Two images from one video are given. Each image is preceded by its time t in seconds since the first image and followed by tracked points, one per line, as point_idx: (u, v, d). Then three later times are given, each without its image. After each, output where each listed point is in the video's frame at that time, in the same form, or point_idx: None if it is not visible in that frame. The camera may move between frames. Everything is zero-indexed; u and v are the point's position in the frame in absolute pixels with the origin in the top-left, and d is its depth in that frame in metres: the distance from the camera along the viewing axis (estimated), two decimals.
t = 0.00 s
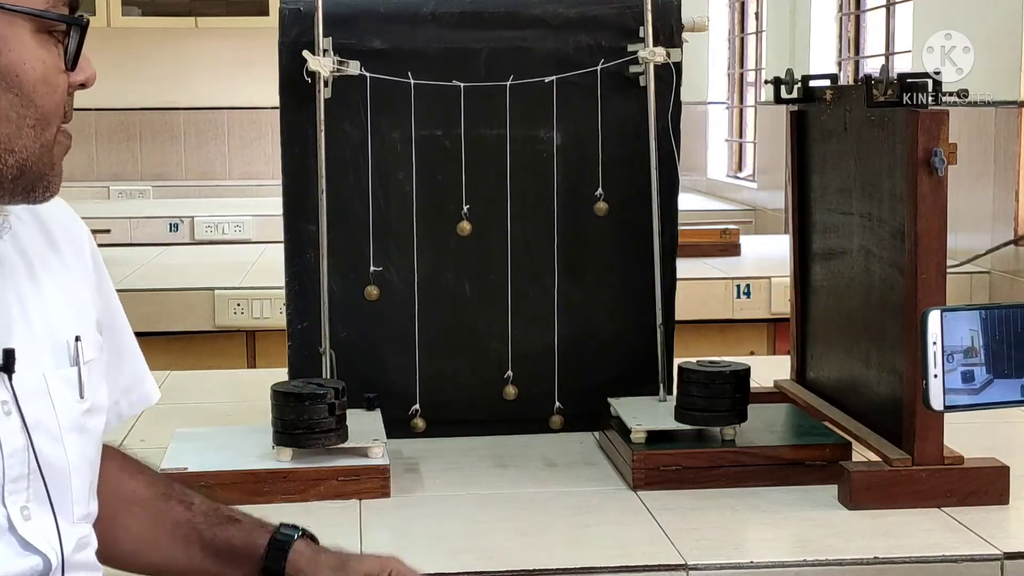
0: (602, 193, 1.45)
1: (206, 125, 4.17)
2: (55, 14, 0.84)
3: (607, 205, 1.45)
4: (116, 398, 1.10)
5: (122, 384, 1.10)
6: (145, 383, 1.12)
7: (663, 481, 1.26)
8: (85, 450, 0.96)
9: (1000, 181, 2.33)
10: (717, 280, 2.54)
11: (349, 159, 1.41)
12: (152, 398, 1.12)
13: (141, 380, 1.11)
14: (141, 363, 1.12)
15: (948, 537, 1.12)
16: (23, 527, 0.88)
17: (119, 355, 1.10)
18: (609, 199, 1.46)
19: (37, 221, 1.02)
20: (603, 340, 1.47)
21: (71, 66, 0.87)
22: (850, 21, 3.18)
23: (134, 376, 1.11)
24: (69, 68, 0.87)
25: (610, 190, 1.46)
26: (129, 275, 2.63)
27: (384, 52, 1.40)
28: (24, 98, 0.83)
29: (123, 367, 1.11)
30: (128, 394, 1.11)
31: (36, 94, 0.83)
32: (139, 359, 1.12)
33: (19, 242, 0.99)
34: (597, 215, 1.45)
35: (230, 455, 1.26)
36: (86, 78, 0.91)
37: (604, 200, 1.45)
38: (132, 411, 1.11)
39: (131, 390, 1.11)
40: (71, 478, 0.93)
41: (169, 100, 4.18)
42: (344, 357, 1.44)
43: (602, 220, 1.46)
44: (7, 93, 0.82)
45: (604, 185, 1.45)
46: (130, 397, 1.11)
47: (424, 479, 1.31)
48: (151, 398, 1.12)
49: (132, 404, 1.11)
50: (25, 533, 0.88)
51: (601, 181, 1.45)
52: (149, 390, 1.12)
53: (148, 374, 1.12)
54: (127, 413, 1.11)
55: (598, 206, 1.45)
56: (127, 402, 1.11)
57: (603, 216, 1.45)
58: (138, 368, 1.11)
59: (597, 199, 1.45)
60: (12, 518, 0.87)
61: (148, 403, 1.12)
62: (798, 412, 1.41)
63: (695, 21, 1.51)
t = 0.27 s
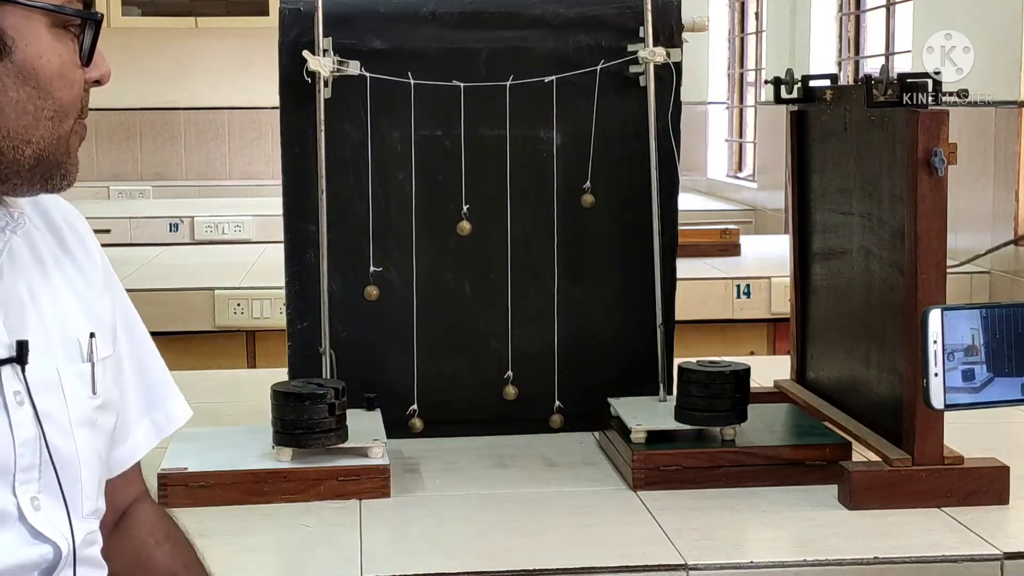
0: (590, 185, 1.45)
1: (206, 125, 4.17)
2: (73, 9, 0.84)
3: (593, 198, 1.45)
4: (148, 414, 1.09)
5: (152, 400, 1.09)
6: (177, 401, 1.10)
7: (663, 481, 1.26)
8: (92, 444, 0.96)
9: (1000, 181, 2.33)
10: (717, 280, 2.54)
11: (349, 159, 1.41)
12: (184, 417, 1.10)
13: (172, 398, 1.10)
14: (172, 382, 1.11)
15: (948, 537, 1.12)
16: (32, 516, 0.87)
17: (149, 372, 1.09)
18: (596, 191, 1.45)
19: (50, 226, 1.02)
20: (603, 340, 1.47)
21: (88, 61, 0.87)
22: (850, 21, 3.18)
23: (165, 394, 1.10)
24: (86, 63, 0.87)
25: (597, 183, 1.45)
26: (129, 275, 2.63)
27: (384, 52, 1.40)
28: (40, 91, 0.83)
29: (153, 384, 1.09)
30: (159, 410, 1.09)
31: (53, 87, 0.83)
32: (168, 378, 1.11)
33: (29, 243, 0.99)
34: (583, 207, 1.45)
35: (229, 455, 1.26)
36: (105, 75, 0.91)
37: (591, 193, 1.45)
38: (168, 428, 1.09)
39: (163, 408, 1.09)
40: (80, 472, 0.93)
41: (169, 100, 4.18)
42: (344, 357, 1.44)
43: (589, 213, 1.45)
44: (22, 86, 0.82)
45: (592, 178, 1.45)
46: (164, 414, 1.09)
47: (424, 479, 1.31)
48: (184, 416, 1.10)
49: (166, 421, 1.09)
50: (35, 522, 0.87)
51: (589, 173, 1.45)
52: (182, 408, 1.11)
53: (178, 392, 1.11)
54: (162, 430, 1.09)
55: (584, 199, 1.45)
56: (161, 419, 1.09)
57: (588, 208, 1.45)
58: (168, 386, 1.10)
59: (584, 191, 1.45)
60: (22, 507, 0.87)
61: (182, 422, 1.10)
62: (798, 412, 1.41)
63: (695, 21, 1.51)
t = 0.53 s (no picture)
0: (608, 191, 1.45)
1: (206, 125, 4.17)
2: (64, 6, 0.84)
3: (613, 204, 1.45)
4: (154, 408, 1.09)
5: (154, 393, 1.09)
6: (176, 393, 1.11)
7: (663, 481, 1.26)
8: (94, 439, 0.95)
9: (999, 181, 2.33)
10: (717, 280, 2.54)
11: (349, 159, 1.41)
12: (187, 408, 1.11)
13: (171, 390, 1.11)
14: (166, 375, 1.12)
15: (948, 537, 1.12)
16: (29, 508, 0.88)
17: (144, 366, 1.10)
18: (615, 197, 1.46)
19: (48, 225, 1.01)
20: (602, 340, 1.47)
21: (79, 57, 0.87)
22: (850, 21, 3.18)
23: (163, 387, 1.10)
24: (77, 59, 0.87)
25: (614, 188, 1.46)
26: (129, 275, 2.63)
27: (384, 52, 1.40)
28: (29, 85, 0.83)
29: (151, 378, 1.10)
30: (162, 403, 1.09)
31: (43, 80, 0.83)
32: (161, 371, 1.12)
33: (27, 243, 0.98)
34: (604, 214, 1.45)
35: (230, 455, 1.26)
36: (101, 75, 0.90)
37: (611, 200, 1.45)
38: (174, 420, 1.09)
39: (165, 401, 1.10)
40: (78, 466, 0.93)
41: (169, 100, 4.18)
42: (344, 357, 1.44)
43: (605, 220, 1.46)
44: (11, 80, 0.82)
45: (609, 185, 1.45)
46: (166, 407, 1.10)
47: (424, 479, 1.31)
48: (186, 408, 1.11)
49: (171, 414, 1.09)
50: (32, 514, 0.88)
51: (606, 179, 1.45)
52: (182, 400, 1.12)
53: (174, 387, 1.12)
54: (170, 422, 1.09)
55: (605, 206, 1.45)
56: (166, 412, 1.09)
57: (609, 215, 1.45)
58: (163, 379, 1.11)
59: (605, 198, 1.45)
60: (19, 499, 0.87)
61: (185, 413, 1.11)
62: (797, 412, 1.41)
63: (695, 21, 1.51)
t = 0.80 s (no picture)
0: (603, 192, 1.45)
1: (206, 125, 4.17)
2: (40, 20, 0.88)
3: (607, 205, 1.45)
4: (138, 416, 1.10)
5: (139, 402, 1.11)
6: (162, 404, 1.12)
7: (663, 481, 1.26)
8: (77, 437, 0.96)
9: (999, 181, 2.33)
10: (717, 280, 2.54)
11: (349, 159, 1.41)
12: (171, 419, 1.12)
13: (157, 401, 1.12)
14: (152, 387, 1.13)
15: (948, 537, 1.12)
16: (13, 501, 0.87)
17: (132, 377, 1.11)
18: (609, 198, 1.45)
19: (37, 235, 1.03)
20: (603, 340, 1.47)
21: (60, 70, 0.90)
22: (850, 21, 3.18)
23: (149, 398, 1.12)
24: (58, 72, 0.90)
25: (608, 188, 1.45)
26: (129, 275, 2.63)
27: (384, 52, 1.40)
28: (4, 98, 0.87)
29: (137, 389, 1.11)
30: (145, 413, 1.10)
31: (16, 93, 0.87)
32: (148, 383, 1.13)
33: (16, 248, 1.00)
34: (598, 215, 1.45)
35: (230, 455, 1.26)
36: (88, 87, 0.93)
37: (605, 200, 1.45)
38: (159, 428, 1.10)
39: (150, 410, 1.11)
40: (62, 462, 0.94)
41: (169, 100, 4.18)
42: (344, 357, 1.44)
43: (601, 220, 1.46)
44: None
45: (605, 184, 1.45)
46: (152, 416, 1.11)
47: (424, 478, 1.31)
48: (171, 418, 1.12)
49: (156, 423, 1.11)
50: (18, 506, 0.88)
51: (599, 180, 1.45)
52: (168, 411, 1.13)
53: (161, 400, 1.13)
54: (155, 431, 1.10)
55: (599, 206, 1.45)
56: (149, 422, 1.10)
57: (604, 216, 1.45)
58: (149, 391, 1.12)
59: (600, 199, 1.45)
60: (3, 492, 0.87)
61: (170, 423, 1.12)
62: (798, 412, 1.41)
63: (695, 21, 1.51)
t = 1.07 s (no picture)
0: (589, 186, 1.45)
1: (206, 125, 4.17)
2: (24, 30, 0.86)
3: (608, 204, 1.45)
4: (131, 421, 1.09)
5: (134, 408, 1.10)
6: (157, 409, 1.12)
7: (663, 481, 1.26)
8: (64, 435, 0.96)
9: (999, 181, 2.33)
10: (717, 280, 2.54)
11: (349, 159, 1.41)
12: (166, 425, 1.11)
13: (152, 408, 1.11)
14: (148, 393, 1.12)
15: (949, 537, 1.12)
16: None
17: (127, 384, 1.11)
18: (596, 190, 1.45)
19: (30, 241, 1.04)
20: (603, 339, 1.47)
21: (46, 82, 0.88)
22: (850, 21, 3.18)
23: (143, 403, 1.11)
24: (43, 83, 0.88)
25: (601, 187, 1.45)
26: (129, 274, 2.63)
27: (384, 52, 1.40)
28: None
29: (131, 393, 1.11)
30: (139, 418, 1.10)
31: None
32: (143, 390, 1.13)
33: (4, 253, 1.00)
34: (584, 208, 1.45)
35: (230, 455, 1.26)
36: (75, 97, 0.91)
37: (591, 194, 1.45)
38: (153, 434, 1.10)
39: (145, 415, 1.10)
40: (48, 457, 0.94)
41: (169, 100, 4.18)
42: (343, 357, 1.44)
43: (597, 218, 1.46)
44: None
45: (602, 184, 1.45)
46: (146, 422, 1.10)
47: (424, 478, 1.31)
48: (166, 425, 1.11)
49: (149, 429, 1.10)
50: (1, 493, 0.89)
51: (591, 176, 1.45)
52: (163, 418, 1.12)
53: (156, 406, 1.12)
54: (148, 436, 1.09)
55: (584, 199, 1.45)
56: (143, 427, 1.10)
57: (589, 208, 1.45)
58: (145, 398, 1.12)
59: (584, 192, 1.45)
60: None
61: (164, 429, 1.11)
62: (798, 412, 1.41)
63: (695, 21, 1.51)
